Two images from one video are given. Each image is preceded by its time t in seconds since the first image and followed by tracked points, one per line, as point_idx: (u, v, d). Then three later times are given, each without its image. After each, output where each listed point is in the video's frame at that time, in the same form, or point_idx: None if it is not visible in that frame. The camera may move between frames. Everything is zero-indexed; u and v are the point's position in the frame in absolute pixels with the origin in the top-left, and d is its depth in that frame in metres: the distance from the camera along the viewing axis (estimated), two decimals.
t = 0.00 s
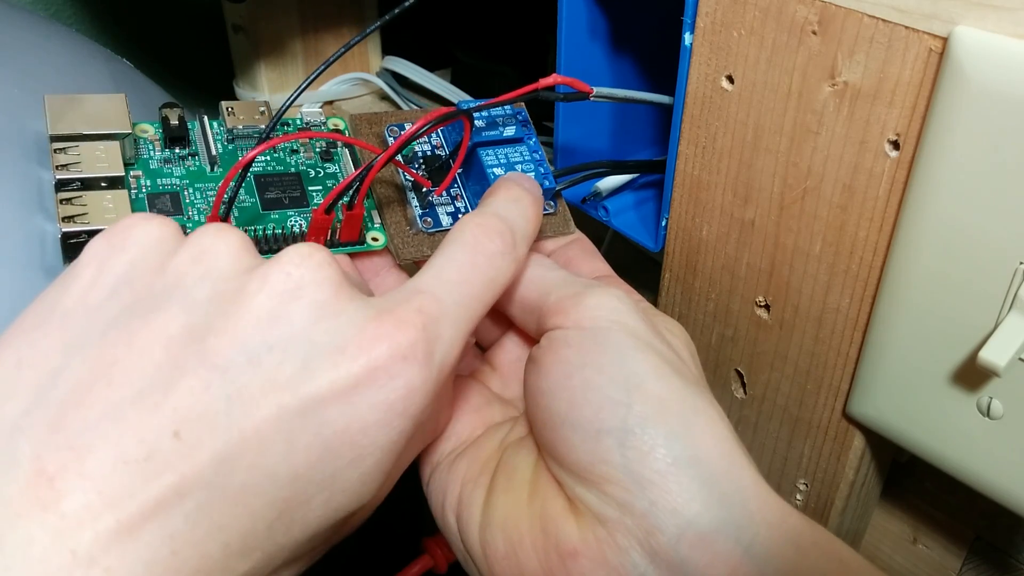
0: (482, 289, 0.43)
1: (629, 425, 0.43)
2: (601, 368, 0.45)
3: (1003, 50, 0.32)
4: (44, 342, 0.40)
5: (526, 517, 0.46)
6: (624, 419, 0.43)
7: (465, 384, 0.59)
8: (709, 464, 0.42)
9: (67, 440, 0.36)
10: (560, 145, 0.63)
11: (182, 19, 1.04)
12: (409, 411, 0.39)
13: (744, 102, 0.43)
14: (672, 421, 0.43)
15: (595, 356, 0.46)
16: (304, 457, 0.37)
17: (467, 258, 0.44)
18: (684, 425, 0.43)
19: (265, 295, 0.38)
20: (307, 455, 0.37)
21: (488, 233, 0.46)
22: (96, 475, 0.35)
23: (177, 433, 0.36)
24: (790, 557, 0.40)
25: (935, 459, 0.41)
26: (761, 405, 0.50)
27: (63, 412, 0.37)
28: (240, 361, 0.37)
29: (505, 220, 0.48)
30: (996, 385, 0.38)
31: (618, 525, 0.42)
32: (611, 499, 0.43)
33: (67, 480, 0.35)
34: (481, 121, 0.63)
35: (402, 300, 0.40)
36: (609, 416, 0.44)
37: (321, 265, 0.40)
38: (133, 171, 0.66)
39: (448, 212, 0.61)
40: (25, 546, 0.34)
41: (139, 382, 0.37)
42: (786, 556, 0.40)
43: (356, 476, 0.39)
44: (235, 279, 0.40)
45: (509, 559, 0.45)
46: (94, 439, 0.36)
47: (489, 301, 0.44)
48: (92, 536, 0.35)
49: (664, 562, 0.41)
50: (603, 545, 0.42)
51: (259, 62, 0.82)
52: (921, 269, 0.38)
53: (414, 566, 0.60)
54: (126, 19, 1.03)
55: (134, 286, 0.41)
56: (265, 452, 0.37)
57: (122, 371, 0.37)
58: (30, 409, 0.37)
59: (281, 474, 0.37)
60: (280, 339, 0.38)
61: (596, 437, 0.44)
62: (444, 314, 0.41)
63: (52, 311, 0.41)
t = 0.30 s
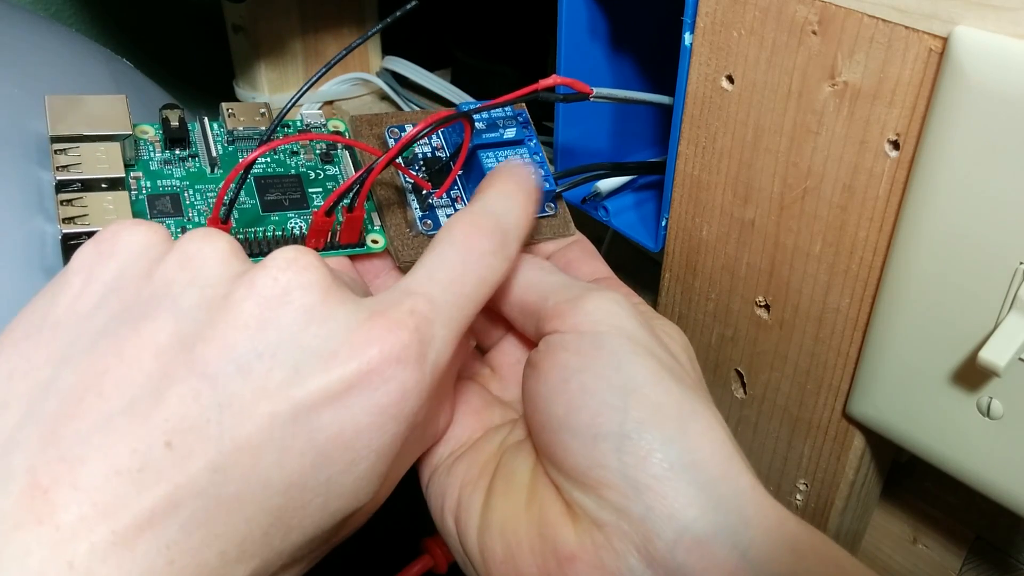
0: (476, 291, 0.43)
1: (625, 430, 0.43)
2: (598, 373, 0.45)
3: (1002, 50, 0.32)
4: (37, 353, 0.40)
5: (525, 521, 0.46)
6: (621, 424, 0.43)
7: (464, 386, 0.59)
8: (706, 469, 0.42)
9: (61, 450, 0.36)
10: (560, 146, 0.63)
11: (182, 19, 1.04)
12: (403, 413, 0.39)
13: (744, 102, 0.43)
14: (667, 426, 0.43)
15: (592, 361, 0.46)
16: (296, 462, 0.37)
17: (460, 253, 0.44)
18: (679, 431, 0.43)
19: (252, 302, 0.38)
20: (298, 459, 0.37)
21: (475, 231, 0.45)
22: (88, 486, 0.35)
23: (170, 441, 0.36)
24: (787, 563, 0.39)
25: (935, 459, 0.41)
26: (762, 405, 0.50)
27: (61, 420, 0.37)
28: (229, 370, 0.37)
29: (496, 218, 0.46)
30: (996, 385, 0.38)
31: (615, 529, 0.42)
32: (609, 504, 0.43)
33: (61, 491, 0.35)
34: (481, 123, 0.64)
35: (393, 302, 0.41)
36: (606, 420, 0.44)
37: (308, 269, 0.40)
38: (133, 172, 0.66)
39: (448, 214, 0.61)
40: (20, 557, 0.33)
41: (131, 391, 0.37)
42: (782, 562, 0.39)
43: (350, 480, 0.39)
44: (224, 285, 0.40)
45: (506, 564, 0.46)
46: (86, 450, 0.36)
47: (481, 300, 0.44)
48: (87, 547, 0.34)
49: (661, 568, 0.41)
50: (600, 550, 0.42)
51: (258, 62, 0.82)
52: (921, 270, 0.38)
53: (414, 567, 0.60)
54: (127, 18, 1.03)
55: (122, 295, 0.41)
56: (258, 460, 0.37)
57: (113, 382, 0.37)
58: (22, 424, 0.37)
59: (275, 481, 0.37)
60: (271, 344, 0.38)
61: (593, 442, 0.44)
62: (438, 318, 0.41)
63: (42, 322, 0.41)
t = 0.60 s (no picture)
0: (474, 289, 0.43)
1: (625, 430, 0.43)
2: (598, 373, 0.45)
3: (1003, 50, 0.32)
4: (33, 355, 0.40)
5: (525, 521, 0.46)
6: (621, 424, 0.43)
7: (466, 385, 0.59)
8: (706, 469, 0.42)
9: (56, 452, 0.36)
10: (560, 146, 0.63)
11: (181, 19, 1.04)
12: (404, 410, 0.40)
13: (744, 102, 0.43)
14: (669, 427, 0.43)
15: (591, 362, 0.46)
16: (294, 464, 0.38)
17: (461, 250, 0.43)
18: (681, 432, 0.43)
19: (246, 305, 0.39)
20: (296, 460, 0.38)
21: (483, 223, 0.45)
22: (83, 490, 0.36)
23: (163, 445, 0.36)
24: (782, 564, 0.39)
25: (935, 458, 0.41)
26: (762, 405, 0.50)
27: (55, 423, 0.37)
28: (223, 373, 0.37)
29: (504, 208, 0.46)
30: (996, 385, 0.38)
31: (616, 529, 0.42)
32: (609, 504, 0.43)
33: (56, 494, 0.35)
34: (482, 121, 0.64)
35: (389, 301, 0.41)
36: (607, 420, 0.44)
37: (301, 271, 0.40)
38: (133, 172, 0.66)
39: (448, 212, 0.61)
40: (15, 561, 0.34)
41: (125, 395, 0.37)
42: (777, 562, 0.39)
43: (345, 482, 0.39)
44: (220, 287, 0.40)
45: (507, 563, 0.46)
46: (80, 454, 0.36)
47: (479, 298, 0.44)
48: (80, 551, 0.35)
49: (662, 568, 0.41)
50: (601, 550, 0.42)
51: (258, 62, 0.82)
52: (921, 270, 0.38)
53: (415, 566, 0.60)
54: (126, 18, 1.03)
55: (119, 296, 0.42)
56: (252, 463, 0.37)
57: (108, 385, 0.38)
58: (18, 425, 0.38)
59: (270, 483, 0.37)
60: (265, 347, 0.38)
61: (593, 442, 0.44)
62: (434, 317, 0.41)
63: (39, 324, 0.41)
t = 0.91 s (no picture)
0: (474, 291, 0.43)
1: (621, 432, 0.43)
2: (594, 376, 0.45)
3: (1003, 50, 0.32)
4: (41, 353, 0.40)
5: (523, 523, 0.46)
6: (617, 427, 0.43)
7: (464, 387, 0.59)
8: (702, 473, 0.42)
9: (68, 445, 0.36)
10: (559, 148, 0.63)
11: (181, 20, 1.04)
12: (402, 412, 0.40)
13: (744, 102, 0.43)
14: (664, 429, 0.43)
15: (587, 365, 0.46)
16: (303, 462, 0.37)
17: (464, 259, 0.44)
18: (676, 434, 0.43)
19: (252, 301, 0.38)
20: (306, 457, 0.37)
21: (481, 237, 0.46)
22: (95, 481, 0.35)
23: (173, 437, 0.36)
24: (781, 564, 0.39)
25: (935, 458, 0.41)
26: (762, 405, 0.50)
27: (62, 420, 0.37)
28: (233, 366, 0.37)
29: (496, 222, 0.47)
30: (996, 385, 0.38)
31: (612, 531, 0.42)
32: (606, 507, 0.43)
33: (65, 486, 0.35)
34: (479, 126, 0.64)
35: (398, 301, 0.40)
36: (603, 424, 0.44)
37: (311, 266, 0.40)
38: (134, 174, 0.66)
39: (446, 218, 0.61)
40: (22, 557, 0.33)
41: (135, 389, 0.37)
42: (777, 563, 0.39)
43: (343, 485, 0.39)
44: (228, 283, 0.40)
45: (505, 564, 0.45)
46: (91, 446, 0.35)
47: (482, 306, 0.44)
48: (93, 542, 0.34)
49: (658, 570, 0.41)
50: (597, 552, 0.42)
51: (258, 62, 0.82)
52: (921, 269, 0.38)
53: (414, 567, 0.60)
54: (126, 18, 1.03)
55: (127, 294, 0.41)
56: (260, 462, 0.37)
57: (118, 379, 0.37)
58: (27, 421, 0.37)
59: (278, 478, 0.37)
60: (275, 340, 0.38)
61: (589, 446, 0.44)
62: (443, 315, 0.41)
63: (46, 323, 0.41)
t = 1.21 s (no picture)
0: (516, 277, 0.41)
1: (616, 435, 0.43)
2: (590, 379, 0.45)
3: (1004, 50, 0.32)
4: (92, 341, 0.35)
5: (520, 525, 0.47)
6: (613, 429, 0.43)
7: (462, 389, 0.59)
8: (696, 474, 0.41)
9: (123, 436, 0.31)
10: (559, 149, 0.63)
11: (182, 20, 1.04)
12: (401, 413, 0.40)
13: (744, 102, 0.43)
14: (659, 432, 0.43)
15: (583, 367, 0.46)
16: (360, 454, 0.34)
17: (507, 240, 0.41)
18: (671, 435, 0.43)
19: (282, 288, 0.35)
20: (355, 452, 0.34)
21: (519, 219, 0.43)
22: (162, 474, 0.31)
23: (239, 420, 0.32)
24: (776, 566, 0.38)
25: (935, 458, 0.41)
26: (762, 404, 0.50)
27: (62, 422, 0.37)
28: (297, 347, 0.33)
29: (533, 209, 0.44)
30: (996, 385, 0.38)
31: (608, 533, 0.43)
32: (602, 509, 0.43)
33: (127, 474, 0.31)
34: (477, 129, 0.64)
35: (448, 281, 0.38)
36: (598, 426, 0.44)
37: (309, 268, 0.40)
38: (134, 175, 0.66)
39: (444, 220, 0.61)
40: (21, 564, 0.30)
41: (197, 371, 0.33)
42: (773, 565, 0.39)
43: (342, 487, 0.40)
44: (287, 266, 0.36)
45: (503, 566, 0.46)
46: (153, 433, 0.31)
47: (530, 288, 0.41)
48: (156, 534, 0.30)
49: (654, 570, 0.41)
50: (594, 553, 0.43)
51: (258, 62, 0.82)
52: (921, 269, 0.38)
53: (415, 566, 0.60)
54: (127, 18, 1.03)
55: (180, 279, 0.37)
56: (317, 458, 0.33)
57: (179, 363, 0.33)
58: (82, 411, 0.33)
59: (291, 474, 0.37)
60: (324, 324, 0.34)
61: (585, 447, 0.44)
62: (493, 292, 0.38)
63: (95, 307, 0.36)
